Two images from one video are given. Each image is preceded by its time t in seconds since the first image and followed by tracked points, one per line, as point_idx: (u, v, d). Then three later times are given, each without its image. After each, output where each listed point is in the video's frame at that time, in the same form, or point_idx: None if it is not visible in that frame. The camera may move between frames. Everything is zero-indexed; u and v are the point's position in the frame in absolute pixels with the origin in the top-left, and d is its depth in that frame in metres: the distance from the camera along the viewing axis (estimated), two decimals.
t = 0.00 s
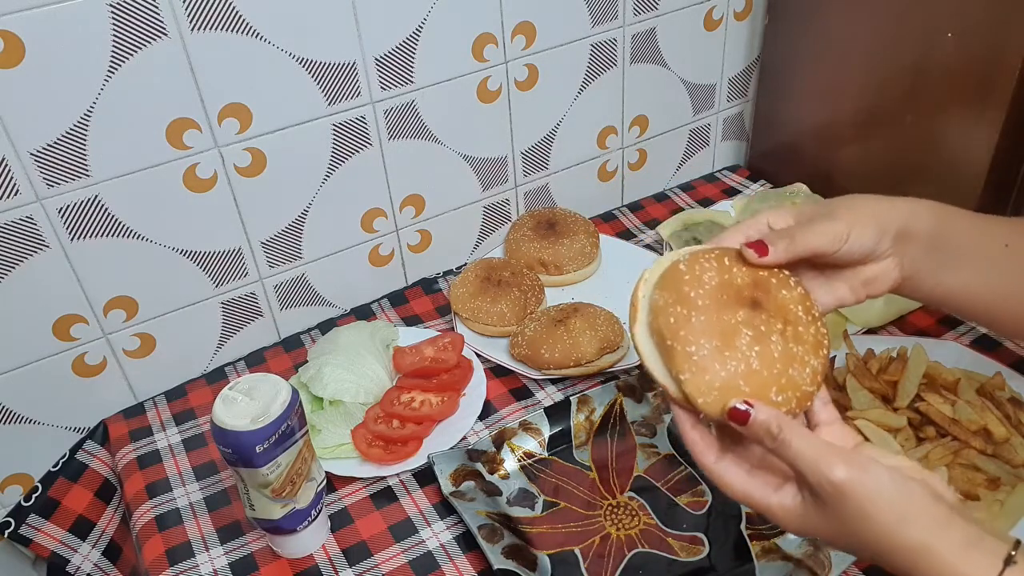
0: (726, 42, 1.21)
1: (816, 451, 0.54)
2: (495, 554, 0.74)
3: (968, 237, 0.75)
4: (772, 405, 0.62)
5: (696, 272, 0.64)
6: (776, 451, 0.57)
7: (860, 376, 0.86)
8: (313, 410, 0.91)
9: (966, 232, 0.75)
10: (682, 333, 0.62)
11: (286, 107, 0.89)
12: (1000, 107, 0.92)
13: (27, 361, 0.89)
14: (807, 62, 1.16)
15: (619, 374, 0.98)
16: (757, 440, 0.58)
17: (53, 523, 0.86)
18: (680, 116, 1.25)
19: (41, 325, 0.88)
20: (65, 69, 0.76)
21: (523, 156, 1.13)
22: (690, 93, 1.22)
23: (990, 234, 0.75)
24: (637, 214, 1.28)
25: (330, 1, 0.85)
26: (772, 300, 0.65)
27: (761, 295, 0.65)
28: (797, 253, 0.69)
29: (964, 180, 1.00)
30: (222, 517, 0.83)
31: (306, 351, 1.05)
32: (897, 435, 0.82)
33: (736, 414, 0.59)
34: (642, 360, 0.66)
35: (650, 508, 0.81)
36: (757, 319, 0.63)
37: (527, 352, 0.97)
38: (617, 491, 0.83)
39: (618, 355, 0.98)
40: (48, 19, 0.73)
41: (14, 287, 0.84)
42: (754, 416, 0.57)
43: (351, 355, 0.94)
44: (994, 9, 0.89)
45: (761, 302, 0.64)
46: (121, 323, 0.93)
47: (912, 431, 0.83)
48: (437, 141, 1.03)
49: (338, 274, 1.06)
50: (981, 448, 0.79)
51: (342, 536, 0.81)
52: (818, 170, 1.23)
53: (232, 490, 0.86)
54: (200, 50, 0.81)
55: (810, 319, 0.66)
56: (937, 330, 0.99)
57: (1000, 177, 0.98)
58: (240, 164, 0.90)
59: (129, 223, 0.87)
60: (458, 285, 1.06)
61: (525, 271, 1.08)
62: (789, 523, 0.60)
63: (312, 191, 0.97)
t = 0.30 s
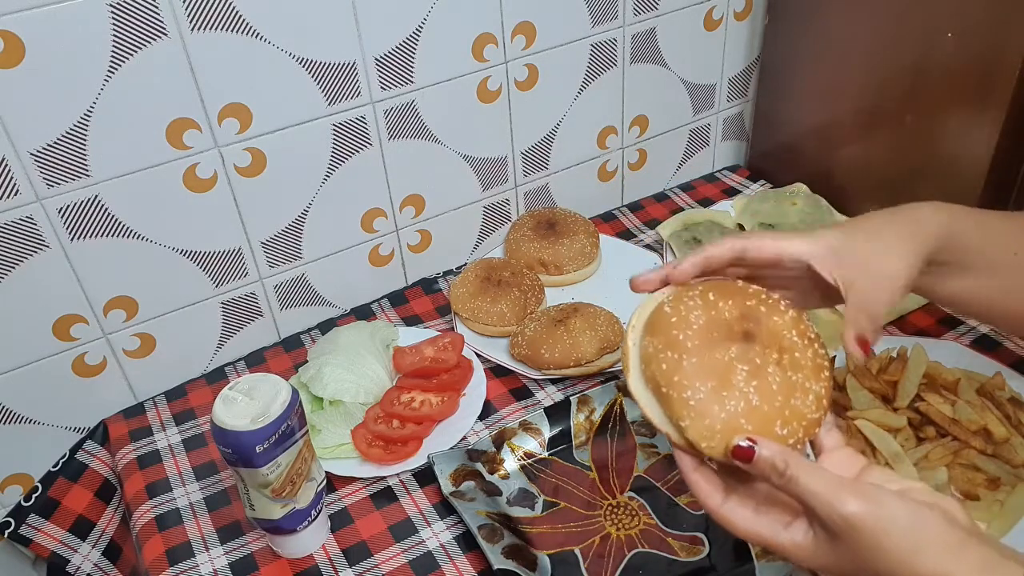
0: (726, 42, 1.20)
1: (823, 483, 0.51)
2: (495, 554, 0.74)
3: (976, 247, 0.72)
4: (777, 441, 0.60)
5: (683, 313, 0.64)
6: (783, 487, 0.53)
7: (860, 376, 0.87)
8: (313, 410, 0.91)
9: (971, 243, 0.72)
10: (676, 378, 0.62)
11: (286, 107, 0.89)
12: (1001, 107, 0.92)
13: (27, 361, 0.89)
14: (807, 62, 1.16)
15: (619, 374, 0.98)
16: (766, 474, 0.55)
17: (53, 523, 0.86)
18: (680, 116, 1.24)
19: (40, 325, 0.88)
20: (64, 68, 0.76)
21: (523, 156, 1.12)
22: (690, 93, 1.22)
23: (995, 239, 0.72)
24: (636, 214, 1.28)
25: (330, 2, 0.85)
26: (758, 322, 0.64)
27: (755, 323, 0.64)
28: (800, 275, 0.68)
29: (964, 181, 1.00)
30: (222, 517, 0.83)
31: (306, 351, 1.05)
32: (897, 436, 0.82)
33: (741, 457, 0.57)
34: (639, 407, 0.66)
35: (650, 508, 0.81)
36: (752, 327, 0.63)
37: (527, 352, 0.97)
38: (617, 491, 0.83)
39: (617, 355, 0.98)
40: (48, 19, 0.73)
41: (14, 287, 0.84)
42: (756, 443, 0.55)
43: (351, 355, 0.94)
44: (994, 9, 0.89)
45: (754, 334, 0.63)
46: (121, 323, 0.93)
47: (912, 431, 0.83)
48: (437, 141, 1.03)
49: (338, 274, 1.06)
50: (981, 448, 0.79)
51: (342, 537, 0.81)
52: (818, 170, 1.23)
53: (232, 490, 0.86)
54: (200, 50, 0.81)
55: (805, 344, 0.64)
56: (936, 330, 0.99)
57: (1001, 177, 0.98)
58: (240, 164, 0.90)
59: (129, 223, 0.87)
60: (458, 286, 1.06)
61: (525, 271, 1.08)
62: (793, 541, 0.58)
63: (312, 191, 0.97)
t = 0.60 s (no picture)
0: (726, 42, 1.20)
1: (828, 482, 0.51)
2: (495, 554, 0.74)
3: (986, 266, 0.69)
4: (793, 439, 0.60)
5: (687, 316, 0.64)
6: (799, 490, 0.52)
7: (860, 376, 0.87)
8: (313, 410, 0.91)
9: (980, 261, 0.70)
10: (685, 380, 0.62)
11: (287, 106, 0.89)
12: (1001, 107, 0.92)
13: (27, 361, 0.89)
14: (807, 62, 1.16)
15: (619, 374, 0.98)
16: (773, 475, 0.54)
17: (53, 523, 0.86)
18: (680, 116, 1.24)
19: (40, 325, 0.88)
20: (64, 68, 0.76)
21: (523, 156, 1.12)
22: (690, 93, 1.22)
23: (999, 249, 0.70)
24: (636, 214, 1.28)
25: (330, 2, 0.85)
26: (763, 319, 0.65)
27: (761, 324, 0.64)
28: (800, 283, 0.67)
29: (964, 181, 1.00)
30: (222, 517, 0.83)
31: (306, 351, 1.05)
32: (897, 435, 0.82)
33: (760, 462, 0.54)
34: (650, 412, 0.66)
35: (650, 508, 0.81)
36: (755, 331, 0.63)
37: (527, 352, 0.97)
38: (616, 491, 0.83)
39: (617, 355, 0.98)
40: (48, 19, 0.73)
41: (14, 287, 0.84)
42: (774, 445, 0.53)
43: (351, 355, 0.94)
44: (994, 9, 0.88)
45: (759, 333, 0.63)
46: (121, 323, 0.93)
47: (912, 431, 0.83)
48: (437, 141, 1.03)
49: (338, 274, 1.06)
50: (981, 448, 0.79)
51: (342, 536, 0.81)
52: (818, 170, 1.23)
53: (232, 490, 0.86)
54: (200, 50, 0.81)
55: (812, 339, 0.64)
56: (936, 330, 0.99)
57: (1001, 177, 0.98)
58: (240, 164, 0.90)
59: (129, 223, 0.87)
60: (458, 286, 1.06)
61: (525, 271, 1.08)
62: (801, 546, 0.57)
63: (312, 191, 0.97)
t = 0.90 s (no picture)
0: (726, 42, 1.20)
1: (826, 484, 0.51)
2: (495, 554, 0.74)
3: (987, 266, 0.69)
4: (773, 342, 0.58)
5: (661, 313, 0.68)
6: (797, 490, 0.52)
7: (860, 377, 0.87)
8: (313, 410, 0.91)
9: (984, 270, 0.69)
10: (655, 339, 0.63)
11: (287, 106, 0.89)
12: (1001, 106, 0.92)
13: (27, 361, 0.89)
14: (807, 62, 1.16)
15: (619, 374, 0.98)
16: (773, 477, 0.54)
17: (53, 523, 0.86)
18: (680, 116, 1.24)
19: (40, 325, 0.88)
20: (63, 68, 0.76)
21: (523, 156, 1.13)
22: (690, 93, 1.22)
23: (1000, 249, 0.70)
24: (636, 214, 1.28)
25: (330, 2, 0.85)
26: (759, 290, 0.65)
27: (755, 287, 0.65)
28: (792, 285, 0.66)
29: (964, 182, 1.00)
30: (222, 517, 0.83)
31: (306, 351, 1.05)
32: (897, 435, 0.82)
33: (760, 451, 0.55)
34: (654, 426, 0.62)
35: (650, 508, 0.81)
36: (749, 293, 0.63)
37: (527, 352, 0.97)
38: (617, 491, 0.83)
39: (618, 355, 0.98)
40: (48, 18, 0.73)
41: (14, 287, 0.84)
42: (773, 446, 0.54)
43: (351, 355, 0.94)
44: (994, 9, 0.88)
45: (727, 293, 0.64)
46: (121, 323, 0.93)
47: (912, 431, 0.83)
48: (437, 141, 1.03)
49: (338, 274, 1.06)
50: (981, 448, 0.79)
51: (342, 536, 0.81)
52: (818, 170, 1.23)
53: (232, 490, 0.86)
54: (200, 50, 0.81)
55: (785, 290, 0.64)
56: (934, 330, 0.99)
57: (1001, 177, 0.98)
58: (240, 164, 0.90)
59: (129, 223, 0.87)
60: (458, 286, 1.06)
61: (525, 271, 1.08)
62: (804, 541, 0.55)
63: (312, 191, 0.97)
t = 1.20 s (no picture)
0: (726, 42, 1.21)
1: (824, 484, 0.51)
2: (495, 554, 0.74)
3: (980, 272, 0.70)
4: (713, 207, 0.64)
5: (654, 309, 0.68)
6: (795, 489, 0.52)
7: (859, 376, 0.86)
8: (313, 410, 0.91)
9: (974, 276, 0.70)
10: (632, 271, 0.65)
11: (286, 106, 0.89)
12: (1000, 107, 0.92)
13: (27, 361, 0.89)
14: (807, 61, 1.16)
15: (619, 374, 0.98)
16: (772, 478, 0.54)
17: (53, 523, 0.87)
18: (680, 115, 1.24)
19: (40, 325, 0.88)
20: (63, 68, 0.76)
21: (523, 156, 1.12)
22: (690, 92, 1.22)
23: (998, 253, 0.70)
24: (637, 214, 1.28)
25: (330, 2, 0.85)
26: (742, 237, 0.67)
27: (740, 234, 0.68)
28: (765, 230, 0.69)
29: (964, 182, 1.00)
30: (222, 517, 0.83)
31: (306, 351, 1.05)
32: (897, 436, 0.82)
33: (736, 466, 0.57)
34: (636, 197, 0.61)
35: (650, 508, 0.81)
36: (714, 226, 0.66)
37: (527, 352, 0.97)
38: (616, 491, 0.83)
39: (618, 355, 0.98)
40: (48, 18, 0.73)
41: (14, 287, 0.84)
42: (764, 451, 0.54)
43: (351, 355, 0.94)
44: (994, 10, 0.89)
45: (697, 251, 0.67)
46: (121, 323, 0.93)
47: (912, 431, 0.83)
48: (437, 141, 1.03)
49: (338, 274, 1.06)
50: (981, 448, 0.79)
51: (342, 537, 0.81)
52: (818, 170, 1.23)
53: (232, 490, 0.86)
54: (200, 49, 0.81)
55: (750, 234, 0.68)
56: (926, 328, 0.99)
57: (1002, 177, 0.98)
58: (240, 164, 0.90)
59: (129, 223, 0.87)
60: (458, 286, 1.06)
61: (525, 271, 1.08)
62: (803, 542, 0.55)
63: (312, 191, 0.97)
